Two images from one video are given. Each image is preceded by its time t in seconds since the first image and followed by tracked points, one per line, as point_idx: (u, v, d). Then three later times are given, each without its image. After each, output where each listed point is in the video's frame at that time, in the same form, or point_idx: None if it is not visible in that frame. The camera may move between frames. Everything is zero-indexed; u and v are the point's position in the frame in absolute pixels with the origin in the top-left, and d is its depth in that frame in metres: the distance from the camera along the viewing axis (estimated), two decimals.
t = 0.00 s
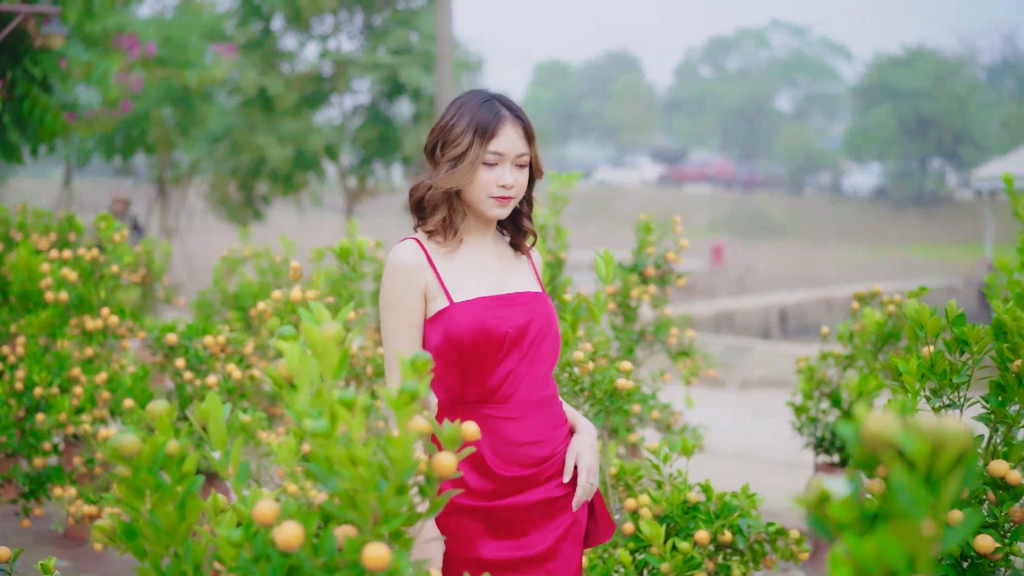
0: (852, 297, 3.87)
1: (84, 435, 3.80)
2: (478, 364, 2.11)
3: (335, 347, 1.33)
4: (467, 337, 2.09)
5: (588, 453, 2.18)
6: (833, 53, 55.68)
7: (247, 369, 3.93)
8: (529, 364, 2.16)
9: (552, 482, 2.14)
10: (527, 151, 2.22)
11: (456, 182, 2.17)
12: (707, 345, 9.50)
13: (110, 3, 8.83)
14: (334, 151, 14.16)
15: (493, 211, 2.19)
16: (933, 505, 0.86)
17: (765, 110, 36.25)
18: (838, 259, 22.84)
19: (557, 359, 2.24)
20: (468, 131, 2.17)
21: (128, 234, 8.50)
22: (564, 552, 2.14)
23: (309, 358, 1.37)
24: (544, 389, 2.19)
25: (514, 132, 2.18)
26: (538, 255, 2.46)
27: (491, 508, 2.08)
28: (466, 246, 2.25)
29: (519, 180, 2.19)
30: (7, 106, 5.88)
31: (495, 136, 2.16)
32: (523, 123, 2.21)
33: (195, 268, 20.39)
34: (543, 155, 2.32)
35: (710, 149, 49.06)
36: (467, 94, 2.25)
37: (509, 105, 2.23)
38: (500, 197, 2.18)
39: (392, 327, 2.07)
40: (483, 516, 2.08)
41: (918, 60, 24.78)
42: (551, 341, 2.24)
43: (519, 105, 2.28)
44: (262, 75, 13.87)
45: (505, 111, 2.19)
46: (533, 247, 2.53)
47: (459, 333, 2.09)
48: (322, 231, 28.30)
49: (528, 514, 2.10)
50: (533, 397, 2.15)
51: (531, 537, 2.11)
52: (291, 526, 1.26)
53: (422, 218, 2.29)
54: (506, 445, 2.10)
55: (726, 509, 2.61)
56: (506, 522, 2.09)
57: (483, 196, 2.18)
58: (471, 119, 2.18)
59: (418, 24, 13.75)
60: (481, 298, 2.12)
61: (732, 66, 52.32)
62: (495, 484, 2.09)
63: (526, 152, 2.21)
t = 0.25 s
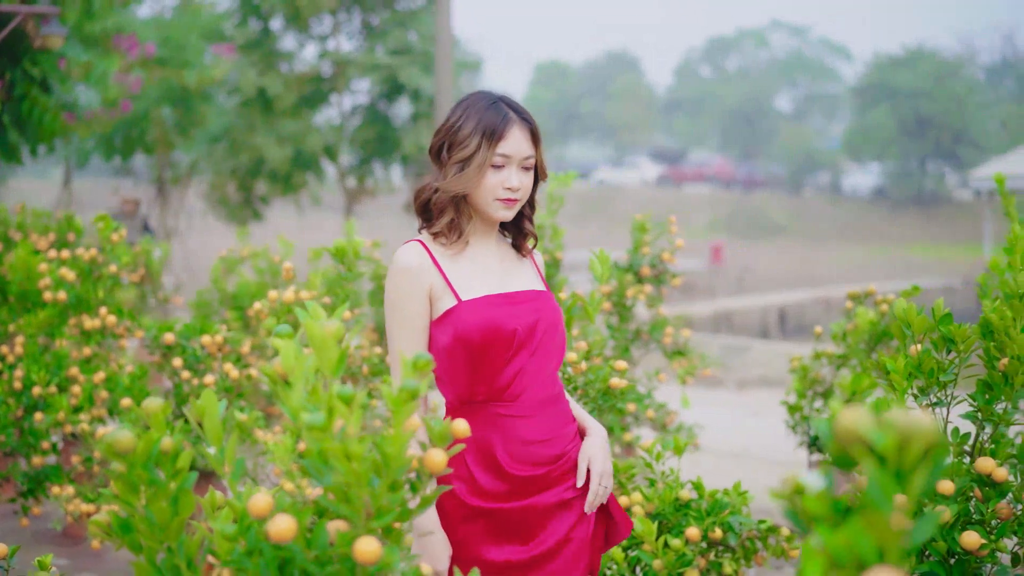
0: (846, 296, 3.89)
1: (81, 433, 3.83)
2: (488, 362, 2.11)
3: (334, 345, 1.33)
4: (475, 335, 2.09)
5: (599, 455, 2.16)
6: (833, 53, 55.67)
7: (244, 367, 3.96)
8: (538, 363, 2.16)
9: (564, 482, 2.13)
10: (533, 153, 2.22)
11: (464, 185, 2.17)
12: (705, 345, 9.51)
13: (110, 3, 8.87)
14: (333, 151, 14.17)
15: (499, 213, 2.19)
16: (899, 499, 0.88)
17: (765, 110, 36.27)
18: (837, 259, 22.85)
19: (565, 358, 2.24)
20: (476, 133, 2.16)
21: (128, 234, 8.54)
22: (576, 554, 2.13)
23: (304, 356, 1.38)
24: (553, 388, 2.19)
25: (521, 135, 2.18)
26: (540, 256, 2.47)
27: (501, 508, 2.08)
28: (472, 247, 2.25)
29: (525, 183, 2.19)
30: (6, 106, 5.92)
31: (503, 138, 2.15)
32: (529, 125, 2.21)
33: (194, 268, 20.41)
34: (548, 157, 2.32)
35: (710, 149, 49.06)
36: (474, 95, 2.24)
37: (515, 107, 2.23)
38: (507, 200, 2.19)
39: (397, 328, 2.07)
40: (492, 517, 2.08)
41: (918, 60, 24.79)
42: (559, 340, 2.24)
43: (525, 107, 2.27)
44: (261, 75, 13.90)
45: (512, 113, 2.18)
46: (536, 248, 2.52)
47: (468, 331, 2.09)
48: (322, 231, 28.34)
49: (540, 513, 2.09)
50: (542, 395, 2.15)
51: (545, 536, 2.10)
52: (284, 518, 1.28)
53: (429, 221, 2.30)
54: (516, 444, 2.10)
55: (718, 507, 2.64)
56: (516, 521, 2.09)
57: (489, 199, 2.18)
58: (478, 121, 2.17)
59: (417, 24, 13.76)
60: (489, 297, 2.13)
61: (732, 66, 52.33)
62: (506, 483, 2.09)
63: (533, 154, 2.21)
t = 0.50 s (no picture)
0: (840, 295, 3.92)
1: (80, 432, 3.85)
2: (493, 361, 2.13)
3: (339, 340, 1.37)
4: (480, 335, 2.11)
5: (610, 454, 2.17)
6: (833, 53, 55.65)
7: (242, 366, 3.98)
8: (543, 363, 2.17)
9: (571, 481, 2.14)
10: (539, 152, 2.22)
11: (471, 185, 2.17)
12: (703, 344, 9.53)
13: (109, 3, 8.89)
14: (332, 151, 14.18)
15: (505, 212, 2.19)
16: (872, 489, 0.90)
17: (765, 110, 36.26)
18: (837, 259, 22.85)
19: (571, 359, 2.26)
20: (481, 133, 2.16)
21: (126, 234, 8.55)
22: (581, 557, 2.14)
23: (302, 352, 1.41)
24: (558, 388, 2.20)
25: (526, 133, 2.18)
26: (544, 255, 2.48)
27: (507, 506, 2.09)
28: (478, 247, 2.26)
29: (531, 182, 2.19)
30: (6, 106, 5.94)
31: (509, 137, 2.16)
32: (534, 124, 2.22)
33: (194, 267, 20.44)
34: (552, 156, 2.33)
35: (710, 149, 49.07)
36: (477, 95, 2.25)
37: (520, 106, 2.23)
38: (513, 199, 2.18)
39: (402, 328, 2.08)
40: (499, 517, 2.10)
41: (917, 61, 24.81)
42: (564, 341, 2.25)
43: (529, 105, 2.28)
44: (260, 75, 13.91)
45: (517, 113, 2.19)
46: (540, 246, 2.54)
47: (473, 331, 2.11)
48: (321, 231, 28.33)
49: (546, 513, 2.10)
50: (548, 395, 2.17)
51: (550, 536, 2.11)
52: (281, 509, 1.31)
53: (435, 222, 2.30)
54: (521, 444, 2.12)
55: (710, 503, 2.66)
56: (522, 520, 2.10)
57: (496, 198, 2.18)
58: (483, 120, 2.18)
59: (416, 24, 13.76)
60: (493, 296, 2.15)
61: (732, 66, 52.34)
62: (511, 482, 2.10)
63: (538, 153, 2.21)
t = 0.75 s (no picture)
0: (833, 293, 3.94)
1: (78, 429, 3.87)
2: (499, 360, 2.13)
3: (341, 336, 1.39)
4: (485, 333, 2.12)
5: (606, 452, 2.18)
6: (833, 53, 55.70)
7: (240, 364, 4.00)
8: (547, 361, 2.19)
9: (572, 478, 2.17)
10: (543, 148, 2.24)
11: (476, 182, 2.18)
12: (701, 343, 9.55)
13: (108, 4, 8.92)
14: (331, 151, 14.18)
15: (511, 208, 2.21)
16: (845, 478, 0.92)
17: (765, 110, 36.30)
18: (836, 259, 22.86)
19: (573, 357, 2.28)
20: (485, 130, 2.19)
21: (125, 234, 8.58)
22: (581, 554, 2.16)
23: (299, 345, 1.42)
24: (560, 386, 2.22)
25: (530, 129, 2.20)
26: (550, 252, 2.51)
27: (510, 503, 2.09)
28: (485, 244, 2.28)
29: (535, 177, 2.21)
30: (6, 107, 5.96)
31: (513, 133, 2.18)
32: (538, 120, 2.24)
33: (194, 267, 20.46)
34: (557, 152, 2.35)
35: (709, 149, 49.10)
36: (481, 92, 2.27)
37: (523, 103, 2.26)
38: (518, 194, 2.21)
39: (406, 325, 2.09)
40: (504, 514, 2.10)
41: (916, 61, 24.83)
42: (566, 339, 2.27)
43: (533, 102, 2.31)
44: (259, 74, 13.93)
45: (522, 109, 2.21)
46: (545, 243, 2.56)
47: (478, 328, 2.11)
48: (320, 231, 28.34)
49: (547, 510, 2.11)
50: (551, 392, 2.19)
51: (552, 531, 2.12)
52: (278, 500, 1.33)
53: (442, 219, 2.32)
54: (524, 440, 2.13)
55: (702, 499, 2.68)
56: (524, 516, 2.10)
57: (501, 194, 2.20)
58: (488, 117, 2.20)
59: (416, 25, 13.78)
60: (497, 294, 2.15)
61: (731, 66, 52.38)
62: (513, 478, 2.11)
63: (543, 149, 2.23)
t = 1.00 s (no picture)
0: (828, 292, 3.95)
1: (77, 426, 3.90)
2: (504, 354, 2.14)
3: (333, 331, 1.40)
4: (491, 327, 2.12)
5: (598, 438, 2.21)
6: (833, 53, 55.65)
7: (237, 361, 4.03)
8: (549, 356, 2.21)
9: (570, 472, 2.20)
10: (547, 142, 2.25)
11: (480, 176, 2.19)
12: (699, 343, 9.56)
13: (108, 5, 8.93)
14: (330, 151, 14.17)
15: (515, 202, 2.22)
16: (821, 467, 0.94)
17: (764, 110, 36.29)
18: (836, 259, 22.86)
19: (572, 352, 2.30)
20: (489, 124, 2.19)
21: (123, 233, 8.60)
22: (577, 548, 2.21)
23: (294, 338, 1.44)
24: (560, 380, 2.25)
25: (534, 124, 2.21)
26: (554, 245, 2.53)
27: (509, 495, 2.11)
28: (488, 238, 2.29)
29: (540, 171, 2.21)
30: (5, 107, 5.99)
31: (518, 127, 2.18)
32: (543, 114, 2.24)
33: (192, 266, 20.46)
34: (561, 145, 2.35)
35: (708, 149, 49.07)
36: (485, 86, 2.28)
37: (528, 96, 2.26)
38: (522, 188, 2.21)
39: (410, 319, 2.09)
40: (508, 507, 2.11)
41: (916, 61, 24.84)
42: (566, 333, 2.29)
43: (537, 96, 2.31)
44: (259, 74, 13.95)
45: (525, 103, 2.22)
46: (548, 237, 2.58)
47: (484, 322, 2.12)
48: (319, 231, 28.35)
49: (546, 504, 2.14)
50: (551, 387, 2.21)
51: (548, 525, 2.15)
52: (272, 493, 1.36)
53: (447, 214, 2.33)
54: (524, 434, 2.15)
55: (695, 496, 2.71)
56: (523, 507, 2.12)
57: (505, 187, 2.21)
58: (491, 111, 2.21)
59: (416, 24, 13.77)
60: (504, 289, 2.15)
61: (731, 66, 52.37)
62: (514, 471, 2.13)
63: (547, 143, 2.24)
